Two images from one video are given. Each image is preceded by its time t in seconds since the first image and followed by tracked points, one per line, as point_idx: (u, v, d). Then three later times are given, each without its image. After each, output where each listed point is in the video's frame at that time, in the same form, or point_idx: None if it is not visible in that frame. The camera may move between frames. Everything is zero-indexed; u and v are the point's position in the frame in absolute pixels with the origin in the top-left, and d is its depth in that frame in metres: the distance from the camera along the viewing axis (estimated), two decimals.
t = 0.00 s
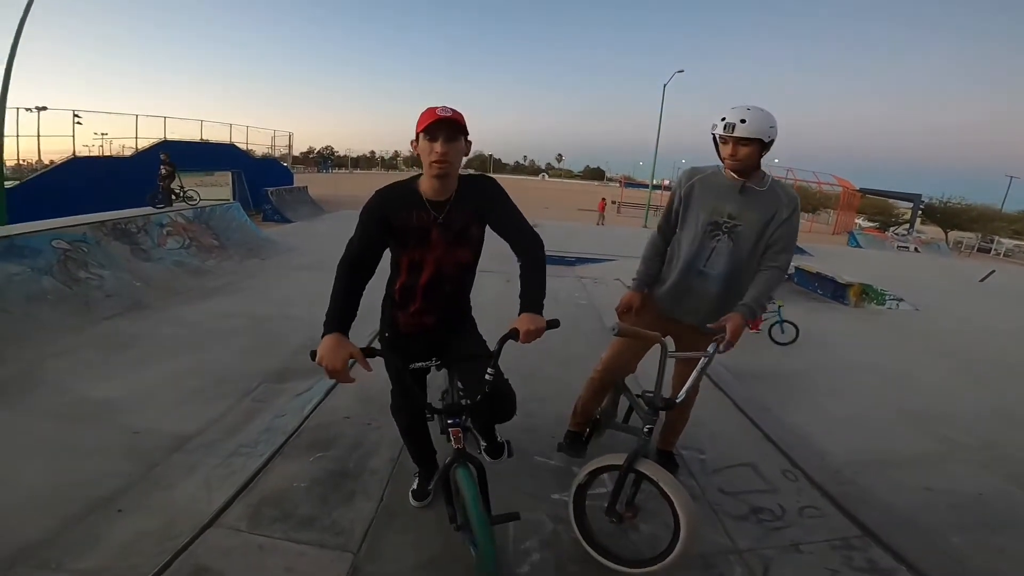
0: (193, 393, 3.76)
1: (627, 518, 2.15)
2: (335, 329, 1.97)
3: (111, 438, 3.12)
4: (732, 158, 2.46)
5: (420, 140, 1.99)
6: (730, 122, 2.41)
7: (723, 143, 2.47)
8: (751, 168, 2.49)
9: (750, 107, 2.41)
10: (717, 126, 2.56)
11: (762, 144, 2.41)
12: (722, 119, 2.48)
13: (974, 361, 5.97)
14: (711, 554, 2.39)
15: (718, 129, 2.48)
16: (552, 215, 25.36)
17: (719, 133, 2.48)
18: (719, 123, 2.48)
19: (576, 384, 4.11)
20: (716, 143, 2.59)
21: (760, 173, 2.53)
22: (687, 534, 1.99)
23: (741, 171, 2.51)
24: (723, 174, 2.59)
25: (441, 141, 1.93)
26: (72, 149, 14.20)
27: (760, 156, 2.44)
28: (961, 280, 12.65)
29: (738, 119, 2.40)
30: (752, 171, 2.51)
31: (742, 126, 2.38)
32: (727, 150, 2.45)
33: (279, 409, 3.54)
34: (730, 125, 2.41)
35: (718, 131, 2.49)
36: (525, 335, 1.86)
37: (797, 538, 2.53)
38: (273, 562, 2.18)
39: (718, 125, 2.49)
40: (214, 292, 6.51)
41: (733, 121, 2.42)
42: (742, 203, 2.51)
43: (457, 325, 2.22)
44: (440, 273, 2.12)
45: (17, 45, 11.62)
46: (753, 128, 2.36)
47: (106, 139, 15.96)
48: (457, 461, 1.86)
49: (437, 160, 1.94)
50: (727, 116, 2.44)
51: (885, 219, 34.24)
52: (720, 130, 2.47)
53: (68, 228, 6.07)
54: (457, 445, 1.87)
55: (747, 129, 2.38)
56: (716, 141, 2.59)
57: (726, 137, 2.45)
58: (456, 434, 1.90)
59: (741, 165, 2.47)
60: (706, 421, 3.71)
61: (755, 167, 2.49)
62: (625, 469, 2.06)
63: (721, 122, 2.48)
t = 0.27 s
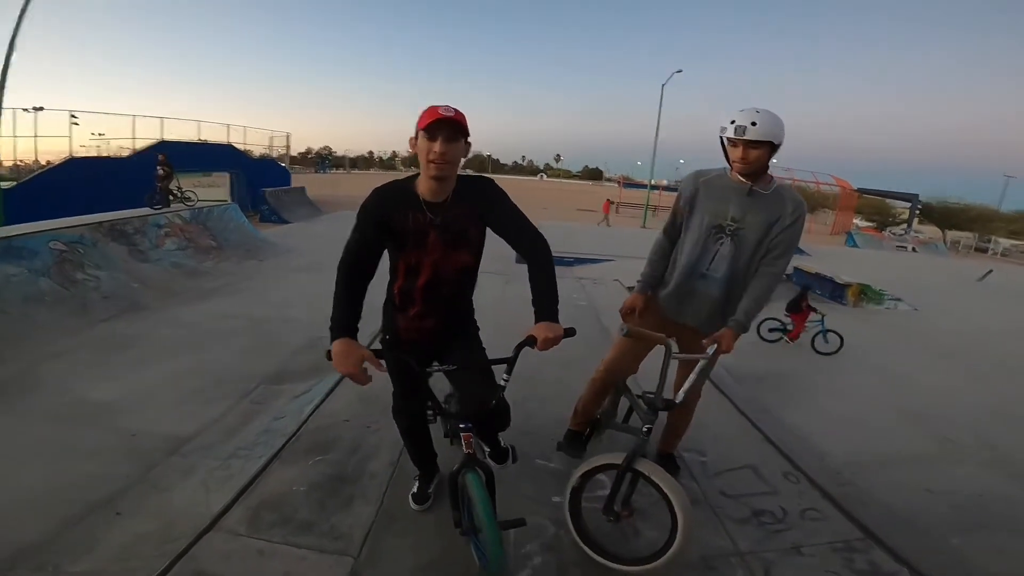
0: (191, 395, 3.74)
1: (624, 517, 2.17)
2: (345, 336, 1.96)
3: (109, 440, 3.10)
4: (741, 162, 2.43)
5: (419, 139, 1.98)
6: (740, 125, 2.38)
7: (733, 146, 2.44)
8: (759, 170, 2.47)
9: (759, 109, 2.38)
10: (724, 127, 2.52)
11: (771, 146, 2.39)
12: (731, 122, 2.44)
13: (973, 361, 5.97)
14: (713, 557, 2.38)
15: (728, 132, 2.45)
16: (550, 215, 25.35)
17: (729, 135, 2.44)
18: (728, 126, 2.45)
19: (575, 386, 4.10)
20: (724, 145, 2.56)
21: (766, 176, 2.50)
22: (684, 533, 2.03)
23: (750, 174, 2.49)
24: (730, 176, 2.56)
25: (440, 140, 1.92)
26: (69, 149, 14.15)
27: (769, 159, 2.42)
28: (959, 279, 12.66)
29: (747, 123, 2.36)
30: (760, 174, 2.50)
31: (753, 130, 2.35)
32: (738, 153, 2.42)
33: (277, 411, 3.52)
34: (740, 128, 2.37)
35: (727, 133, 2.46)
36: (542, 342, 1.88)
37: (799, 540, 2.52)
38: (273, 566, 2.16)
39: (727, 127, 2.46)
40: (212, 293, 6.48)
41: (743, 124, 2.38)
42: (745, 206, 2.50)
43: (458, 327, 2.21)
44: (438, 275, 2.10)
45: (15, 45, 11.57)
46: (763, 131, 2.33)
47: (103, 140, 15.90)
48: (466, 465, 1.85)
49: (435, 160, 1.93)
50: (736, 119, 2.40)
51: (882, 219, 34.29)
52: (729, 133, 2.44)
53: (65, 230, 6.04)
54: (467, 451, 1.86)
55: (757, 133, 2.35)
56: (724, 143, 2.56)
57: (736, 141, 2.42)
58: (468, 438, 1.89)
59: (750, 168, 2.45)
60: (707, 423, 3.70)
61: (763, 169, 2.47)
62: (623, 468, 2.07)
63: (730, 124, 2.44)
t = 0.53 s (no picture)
0: (185, 395, 3.72)
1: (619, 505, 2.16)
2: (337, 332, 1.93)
3: (102, 442, 3.08)
4: (734, 152, 2.43)
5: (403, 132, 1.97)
6: (733, 116, 2.38)
7: (725, 135, 2.44)
8: (750, 161, 2.48)
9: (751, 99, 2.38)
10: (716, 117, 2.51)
11: (763, 137, 2.39)
12: (723, 112, 2.43)
13: (966, 351, 6.00)
14: (709, 548, 2.39)
15: (720, 122, 2.44)
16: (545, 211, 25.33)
17: (721, 125, 2.44)
18: (721, 116, 2.44)
19: (571, 380, 4.10)
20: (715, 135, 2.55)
21: (757, 165, 2.51)
22: (678, 517, 2.06)
23: (740, 163, 2.49)
24: (721, 165, 2.56)
25: (424, 134, 1.91)
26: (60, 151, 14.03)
27: (761, 148, 2.42)
28: (952, 270, 12.73)
29: (740, 113, 2.36)
30: (751, 163, 2.50)
31: (746, 120, 2.35)
32: (730, 143, 2.42)
33: (272, 410, 3.51)
34: (733, 119, 2.37)
35: (720, 123, 2.45)
36: (539, 335, 1.87)
37: (794, 530, 2.53)
38: (269, 563, 2.16)
39: (719, 117, 2.45)
40: (205, 294, 6.45)
41: (735, 114, 2.39)
42: (736, 194, 2.50)
43: (448, 320, 2.20)
44: (427, 269, 2.10)
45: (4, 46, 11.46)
46: (756, 122, 2.34)
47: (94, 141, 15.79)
48: (463, 464, 1.83)
49: (420, 154, 1.92)
50: (729, 109, 2.40)
51: (875, 211, 34.43)
52: (722, 123, 2.43)
53: (56, 232, 6.00)
54: (463, 449, 1.84)
55: (750, 123, 2.35)
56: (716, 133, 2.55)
57: (729, 131, 2.41)
58: (464, 438, 1.84)
59: (741, 158, 2.45)
60: (702, 415, 3.71)
61: (754, 159, 2.48)
62: (619, 455, 2.08)
63: (723, 114, 2.43)
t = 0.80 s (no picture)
0: (185, 397, 3.74)
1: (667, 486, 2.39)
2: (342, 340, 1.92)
3: (102, 444, 3.09)
4: (732, 154, 2.44)
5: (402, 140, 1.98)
6: (732, 117, 2.39)
7: (723, 137, 2.45)
8: (747, 163, 2.50)
9: (749, 101, 2.40)
10: (714, 120, 2.53)
11: (760, 139, 2.41)
12: (721, 114, 2.45)
13: (964, 350, 6.02)
14: (708, 548, 2.41)
15: (719, 123, 2.45)
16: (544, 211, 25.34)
17: (719, 127, 2.45)
18: (719, 118, 2.45)
19: (569, 381, 4.12)
20: (712, 137, 2.56)
21: (754, 166, 2.52)
22: (715, 502, 2.15)
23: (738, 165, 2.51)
24: (718, 167, 2.58)
25: (424, 142, 1.92)
26: (57, 153, 14.02)
27: (758, 150, 2.44)
28: (950, 269, 12.75)
29: (740, 115, 2.38)
30: (747, 165, 2.52)
31: (745, 122, 2.37)
32: (728, 145, 2.43)
33: (272, 412, 3.52)
34: (733, 120, 2.39)
35: (718, 125, 2.47)
36: (550, 348, 1.85)
37: (792, 531, 2.55)
38: (269, 564, 2.17)
39: (718, 119, 2.46)
40: (204, 296, 6.45)
41: (734, 116, 2.40)
42: (735, 197, 2.51)
43: (446, 325, 2.22)
44: (425, 274, 2.11)
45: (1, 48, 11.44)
46: (755, 123, 2.35)
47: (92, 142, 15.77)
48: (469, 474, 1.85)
49: (419, 162, 1.94)
50: (728, 111, 2.41)
51: (873, 211, 34.47)
52: (720, 125, 2.45)
53: (55, 234, 6.00)
54: (470, 458, 1.84)
55: (749, 125, 2.37)
56: (712, 135, 2.56)
57: (727, 132, 2.42)
58: (472, 448, 1.82)
59: (739, 160, 2.47)
60: (700, 415, 3.73)
61: (752, 160, 2.49)
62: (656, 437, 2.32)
63: (721, 116, 2.45)
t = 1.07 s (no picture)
0: (187, 397, 3.75)
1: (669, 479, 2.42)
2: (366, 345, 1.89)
3: (105, 444, 3.10)
4: (737, 158, 2.45)
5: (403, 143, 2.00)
6: (737, 122, 2.39)
7: (727, 142, 2.45)
8: (751, 166, 2.50)
9: (753, 105, 2.41)
10: (716, 124, 2.52)
11: (764, 143, 2.43)
12: (725, 120, 2.44)
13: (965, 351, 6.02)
14: (708, 548, 2.42)
15: (723, 129, 2.45)
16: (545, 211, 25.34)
17: (723, 131, 2.44)
18: (723, 122, 2.45)
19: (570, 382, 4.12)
20: (715, 141, 2.56)
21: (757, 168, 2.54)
22: (706, 500, 2.18)
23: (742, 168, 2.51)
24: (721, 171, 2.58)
25: (424, 145, 1.94)
26: (59, 153, 14.06)
27: (762, 154, 2.46)
28: (951, 270, 12.73)
29: (745, 120, 2.38)
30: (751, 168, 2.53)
31: (750, 127, 2.36)
32: (733, 150, 2.43)
33: (274, 412, 3.54)
34: (737, 125, 2.38)
35: (722, 130, 2.46)
36: (563, 351, 1.86)
37: (792, 531, 2.55)
38: (271, 564, 2.18)
39: (722, 124, 2.46)
40: (206, 296, 6.47)
41: (739, 121, 2.40)
42: (745, 199, 2.51)
43: (447, 327, 2.23)
44: (426, 277, 2.12)
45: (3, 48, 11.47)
46: (760, 128, 2.36)
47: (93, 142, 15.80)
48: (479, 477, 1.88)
49: (420, 164, 1.95)
50: (733, 116, 2.41)
51: (875, 211, 34.44)
52: (725, 130, 2.44)
53: (57, 235, 6.02)
54: (480, 460, 1.85)
55: (755, 129, 2.37)
56: (714, 139, 2.56)
57: (732, 137, 2.42)
58: (483, 450, 1.84)
59: (743, 164, 2.47)
60: (701, 415, 3.73)
61: (755, 164, 2.50)
62: (662, 428, 2.37)
63: (725, 121, 2.44)
